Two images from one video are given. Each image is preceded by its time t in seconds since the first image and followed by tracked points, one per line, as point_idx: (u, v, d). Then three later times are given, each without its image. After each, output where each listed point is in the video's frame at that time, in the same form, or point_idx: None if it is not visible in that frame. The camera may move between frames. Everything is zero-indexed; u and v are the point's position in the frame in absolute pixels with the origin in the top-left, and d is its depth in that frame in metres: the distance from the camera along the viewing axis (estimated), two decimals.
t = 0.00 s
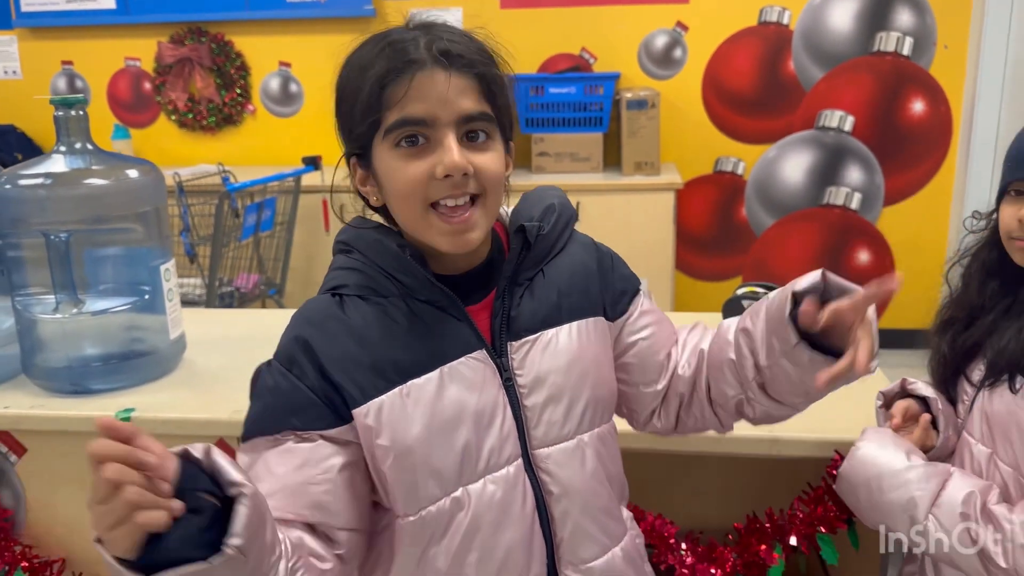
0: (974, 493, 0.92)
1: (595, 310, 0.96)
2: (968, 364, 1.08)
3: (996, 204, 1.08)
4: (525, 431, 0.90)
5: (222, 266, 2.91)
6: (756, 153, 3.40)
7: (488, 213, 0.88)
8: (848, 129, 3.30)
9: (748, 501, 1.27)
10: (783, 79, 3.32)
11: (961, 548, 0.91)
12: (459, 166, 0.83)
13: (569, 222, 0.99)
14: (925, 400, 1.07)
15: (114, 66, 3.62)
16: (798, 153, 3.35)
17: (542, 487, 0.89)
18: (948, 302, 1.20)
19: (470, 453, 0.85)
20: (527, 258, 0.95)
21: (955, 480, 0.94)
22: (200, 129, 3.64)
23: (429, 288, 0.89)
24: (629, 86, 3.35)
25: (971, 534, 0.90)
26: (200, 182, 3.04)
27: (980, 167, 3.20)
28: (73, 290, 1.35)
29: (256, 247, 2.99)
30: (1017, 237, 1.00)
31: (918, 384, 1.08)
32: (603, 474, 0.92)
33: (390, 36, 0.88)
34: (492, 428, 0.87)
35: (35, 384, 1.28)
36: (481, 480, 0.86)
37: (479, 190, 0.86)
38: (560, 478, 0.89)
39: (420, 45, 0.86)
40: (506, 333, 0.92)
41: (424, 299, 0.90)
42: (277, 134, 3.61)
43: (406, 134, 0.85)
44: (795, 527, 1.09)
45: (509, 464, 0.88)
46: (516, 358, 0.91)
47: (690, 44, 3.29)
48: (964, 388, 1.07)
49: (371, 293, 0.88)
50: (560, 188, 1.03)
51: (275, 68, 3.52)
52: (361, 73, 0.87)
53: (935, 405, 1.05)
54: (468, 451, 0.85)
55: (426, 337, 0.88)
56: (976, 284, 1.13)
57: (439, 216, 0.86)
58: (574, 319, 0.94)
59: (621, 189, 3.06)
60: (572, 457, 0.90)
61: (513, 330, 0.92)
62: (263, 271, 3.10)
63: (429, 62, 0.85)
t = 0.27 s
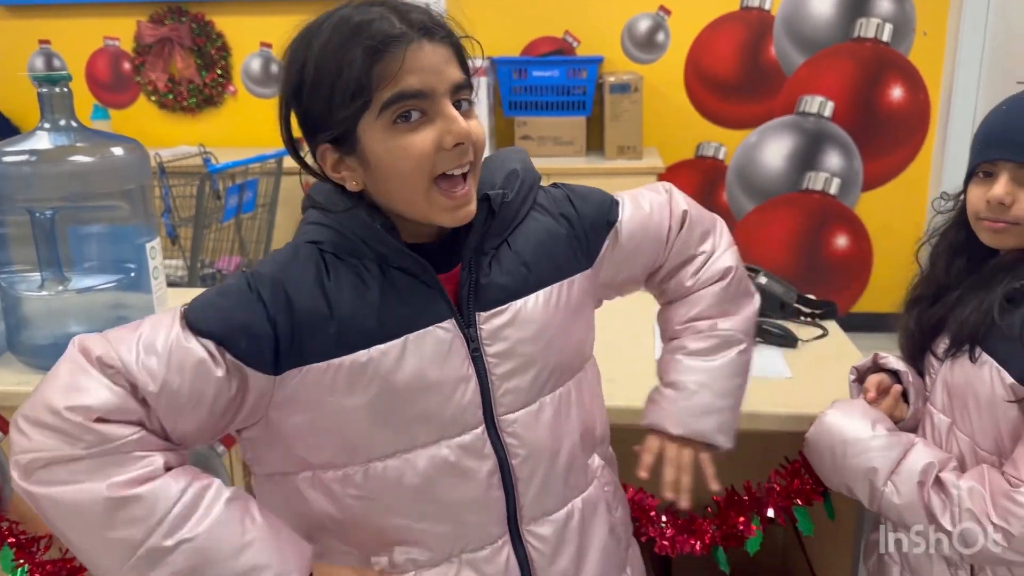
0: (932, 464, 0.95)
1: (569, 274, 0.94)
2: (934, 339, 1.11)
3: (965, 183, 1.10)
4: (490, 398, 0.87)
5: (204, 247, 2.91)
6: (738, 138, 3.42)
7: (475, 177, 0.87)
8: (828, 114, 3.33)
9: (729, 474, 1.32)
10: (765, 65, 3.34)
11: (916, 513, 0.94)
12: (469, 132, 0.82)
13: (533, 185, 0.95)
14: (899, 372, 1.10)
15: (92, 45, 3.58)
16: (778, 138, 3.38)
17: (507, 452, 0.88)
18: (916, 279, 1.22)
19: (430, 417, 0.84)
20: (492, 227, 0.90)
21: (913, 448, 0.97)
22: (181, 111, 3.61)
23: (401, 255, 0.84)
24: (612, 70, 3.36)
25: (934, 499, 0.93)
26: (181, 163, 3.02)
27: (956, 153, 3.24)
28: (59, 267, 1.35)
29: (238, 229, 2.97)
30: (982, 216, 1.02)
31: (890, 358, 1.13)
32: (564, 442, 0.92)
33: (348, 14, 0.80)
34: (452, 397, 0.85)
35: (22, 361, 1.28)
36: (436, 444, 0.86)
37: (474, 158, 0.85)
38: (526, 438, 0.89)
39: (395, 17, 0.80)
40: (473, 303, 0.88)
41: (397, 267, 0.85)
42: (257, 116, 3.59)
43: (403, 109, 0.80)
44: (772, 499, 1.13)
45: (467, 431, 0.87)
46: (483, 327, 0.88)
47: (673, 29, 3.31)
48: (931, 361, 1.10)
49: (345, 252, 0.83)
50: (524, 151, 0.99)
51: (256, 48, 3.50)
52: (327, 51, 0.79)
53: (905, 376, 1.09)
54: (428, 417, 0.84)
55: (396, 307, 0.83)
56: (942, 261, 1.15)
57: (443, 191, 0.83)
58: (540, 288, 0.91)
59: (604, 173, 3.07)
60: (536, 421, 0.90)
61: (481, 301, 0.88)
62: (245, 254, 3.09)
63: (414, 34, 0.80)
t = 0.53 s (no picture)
0: (905, 442, 0.96)
1: (529, 273, 0.94)
2: (911, 322, 1.12)
3: (946, 166, 1.11)
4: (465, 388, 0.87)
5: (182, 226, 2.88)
6: (719, 121, 3.43)
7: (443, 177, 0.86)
8: (809, 98, 3.35)
9: (707, 450, 1.33)
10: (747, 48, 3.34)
11: (889, 492, 0.96)
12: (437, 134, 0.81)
13: (507, 184, 0.94)
14: (873, 353, 1.12)
15: (68, 20, 3.52)
16: (759, 122, 3.39)
17: (482, 441, 0.88)
18: (890, 262, 1.23)
19: (411, 405, 0.83)
20: (467, 221, 0.90)
21: (888, 428, 0.98)
22: (159, 87, 3.57)
23: (380, 248, 0.84)
24: (595, 52, 3.36)
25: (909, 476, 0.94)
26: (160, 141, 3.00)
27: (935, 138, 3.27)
28: (36, 244, 1.34)
29: (218, 208, 2.95)
30: (976, 201, 1.03)
31: (866, 338, 1.14)
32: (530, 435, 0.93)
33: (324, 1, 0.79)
34: (434, 388, 0.84)
35: None
36: (422, 435, 0.84)
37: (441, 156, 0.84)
38: (498, 432, 0.89)
39: (370, 10, 0.79)
40: (445, 295, 0.87)
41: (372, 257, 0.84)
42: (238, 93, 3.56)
43: (375, 104, 0.79)
44: (750, 476, 1.14)
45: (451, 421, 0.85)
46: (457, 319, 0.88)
47: (656, 11, 3.30)
48: (907, 342, 1.12)
49: (318, 245, 0.82)
50: (501, 145, 0.97)
51: (236, 25, 3.46)
52: (300, 34, 0.78)
53: (882, 357, 1.10)
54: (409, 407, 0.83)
55: (376, 298, 0.83)
56: (920, 243, 1.16)
57: (406, 182, 0.82)
58: (509, 285, 0.91)
59: (586, 155, 3.07)
60: (508, 413, 0.90)
61: (451, 292, 0.88)
62: (225, 233, 3.07)
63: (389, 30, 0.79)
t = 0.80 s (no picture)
0: (900, 418, 0.98)
1: (527, 246, 0.93)
2: (906, 297, 1.13)
3: (943, 143, 1.12)
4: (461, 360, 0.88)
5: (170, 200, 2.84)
6: (709, 99, 3.43)
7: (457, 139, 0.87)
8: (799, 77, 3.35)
9: (699, 425, 1.34)
10: (738, 26, 3.33)
11: (885, 466, 0.97)
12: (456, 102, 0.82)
13: (507, 157, 0.94)
14: (869, 328, 1.13)
15: None
16: (749, 100, 3.39)
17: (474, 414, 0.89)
18: (886, 239, 1.24)
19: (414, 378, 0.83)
20: (463, 194, 0.90)
21: (883, 403, 1.00)
22: (145, 60, 3.52)
23: (372, 223, 0.83)
24: (586, 28, 3.34)
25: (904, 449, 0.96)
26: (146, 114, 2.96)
27: (925, 118, 3.28)
28: (28, 214, 1.32)
29: (205, 182, 2.93)
30: (974, 177, 1.04)
31: (862, 314, 1.15)
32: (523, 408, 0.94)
33: None
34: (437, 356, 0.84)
35: None
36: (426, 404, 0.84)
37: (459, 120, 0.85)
38: (492, 405, 0.89)
39: None
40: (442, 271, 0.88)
41: (364, 233, 0.83)
42: (225, 66, 3.52)
43: (396, 70, 0.79)
44: (743, 449, 1.15)
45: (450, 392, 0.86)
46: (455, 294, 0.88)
47: None
48: (902, 318, 1.13)
49: (313, 224, 0.81)
50: (501, 116, 0.98)
51: None
52: None
53: (877, 332, 1.11)
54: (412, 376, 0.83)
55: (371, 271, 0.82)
56: (916, 220, 1.17)
57: (424, 145, 0.83)
58: (505, 259, 0.91)
59: (576, 132, 3.07)
60: (502, 386, 0.90)
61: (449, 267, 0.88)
62: (212, 207, 3.03)
63: None
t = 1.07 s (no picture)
0: (892, 409, 0.98)
1: (523, 230, 0.95)
2: (898, 290, 1.14)
3: (936, 136, 1.12)
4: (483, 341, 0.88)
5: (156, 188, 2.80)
6: (700, 91, 3.43)
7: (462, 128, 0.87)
8: (789, 71, 3.35)
9: (690, 417, 1.34)
10: (728, 19, 3.33)
11: (876, 456, 0.97)
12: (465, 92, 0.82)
13: (496, 144, 0.95)
14: (861, 320, 1.12)
15: None
16: (741, 93, 3.39)
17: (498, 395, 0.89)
18: (877, 233, 1.25)
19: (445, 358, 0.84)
20: (465, 180, 0.91)
21: (873, 393, 1.00)
22: (131, 46, 3.49)
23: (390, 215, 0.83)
24: (577, 20, 3.33)
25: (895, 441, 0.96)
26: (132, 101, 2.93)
27: (913, 113, 3.30)
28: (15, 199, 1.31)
29: (192, 170, 2.90)
30: (967, 171, 1.04)
31: (854, 305, 1.14)
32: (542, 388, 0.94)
33: None
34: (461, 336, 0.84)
35: None
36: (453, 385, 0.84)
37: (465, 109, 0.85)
38: (520, 384, 0.88)
39: None
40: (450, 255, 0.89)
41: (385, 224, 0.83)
42: (212, 54, 3.50)
43: (408, 57, 0.79)
44: (734, 441, 1.16)
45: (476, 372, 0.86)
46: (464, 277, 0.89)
47: None
48: (894, 310, 1.13)
49: (335, 224, 0.79)
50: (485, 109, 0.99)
51: None
52: None
53: (869, 324, 1.11)
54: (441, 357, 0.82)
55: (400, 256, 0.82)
56: (909, 213, 1.18)
57: (432, 134, 0.83)
58: (509, 242, 0.91)
59: (566, 123, 3.06)
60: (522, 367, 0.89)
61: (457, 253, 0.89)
62: (198, 196, 3.00)
63: None
